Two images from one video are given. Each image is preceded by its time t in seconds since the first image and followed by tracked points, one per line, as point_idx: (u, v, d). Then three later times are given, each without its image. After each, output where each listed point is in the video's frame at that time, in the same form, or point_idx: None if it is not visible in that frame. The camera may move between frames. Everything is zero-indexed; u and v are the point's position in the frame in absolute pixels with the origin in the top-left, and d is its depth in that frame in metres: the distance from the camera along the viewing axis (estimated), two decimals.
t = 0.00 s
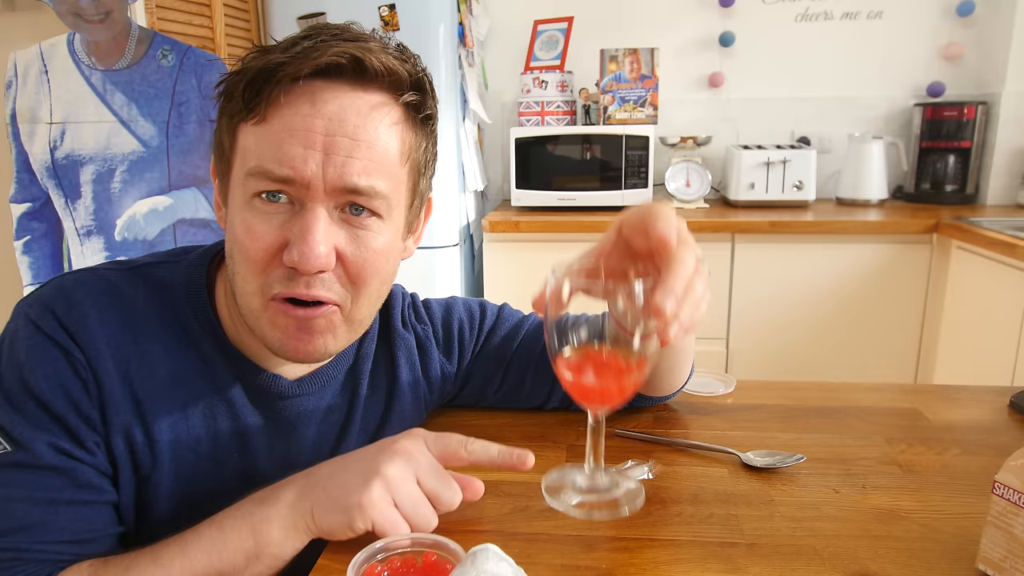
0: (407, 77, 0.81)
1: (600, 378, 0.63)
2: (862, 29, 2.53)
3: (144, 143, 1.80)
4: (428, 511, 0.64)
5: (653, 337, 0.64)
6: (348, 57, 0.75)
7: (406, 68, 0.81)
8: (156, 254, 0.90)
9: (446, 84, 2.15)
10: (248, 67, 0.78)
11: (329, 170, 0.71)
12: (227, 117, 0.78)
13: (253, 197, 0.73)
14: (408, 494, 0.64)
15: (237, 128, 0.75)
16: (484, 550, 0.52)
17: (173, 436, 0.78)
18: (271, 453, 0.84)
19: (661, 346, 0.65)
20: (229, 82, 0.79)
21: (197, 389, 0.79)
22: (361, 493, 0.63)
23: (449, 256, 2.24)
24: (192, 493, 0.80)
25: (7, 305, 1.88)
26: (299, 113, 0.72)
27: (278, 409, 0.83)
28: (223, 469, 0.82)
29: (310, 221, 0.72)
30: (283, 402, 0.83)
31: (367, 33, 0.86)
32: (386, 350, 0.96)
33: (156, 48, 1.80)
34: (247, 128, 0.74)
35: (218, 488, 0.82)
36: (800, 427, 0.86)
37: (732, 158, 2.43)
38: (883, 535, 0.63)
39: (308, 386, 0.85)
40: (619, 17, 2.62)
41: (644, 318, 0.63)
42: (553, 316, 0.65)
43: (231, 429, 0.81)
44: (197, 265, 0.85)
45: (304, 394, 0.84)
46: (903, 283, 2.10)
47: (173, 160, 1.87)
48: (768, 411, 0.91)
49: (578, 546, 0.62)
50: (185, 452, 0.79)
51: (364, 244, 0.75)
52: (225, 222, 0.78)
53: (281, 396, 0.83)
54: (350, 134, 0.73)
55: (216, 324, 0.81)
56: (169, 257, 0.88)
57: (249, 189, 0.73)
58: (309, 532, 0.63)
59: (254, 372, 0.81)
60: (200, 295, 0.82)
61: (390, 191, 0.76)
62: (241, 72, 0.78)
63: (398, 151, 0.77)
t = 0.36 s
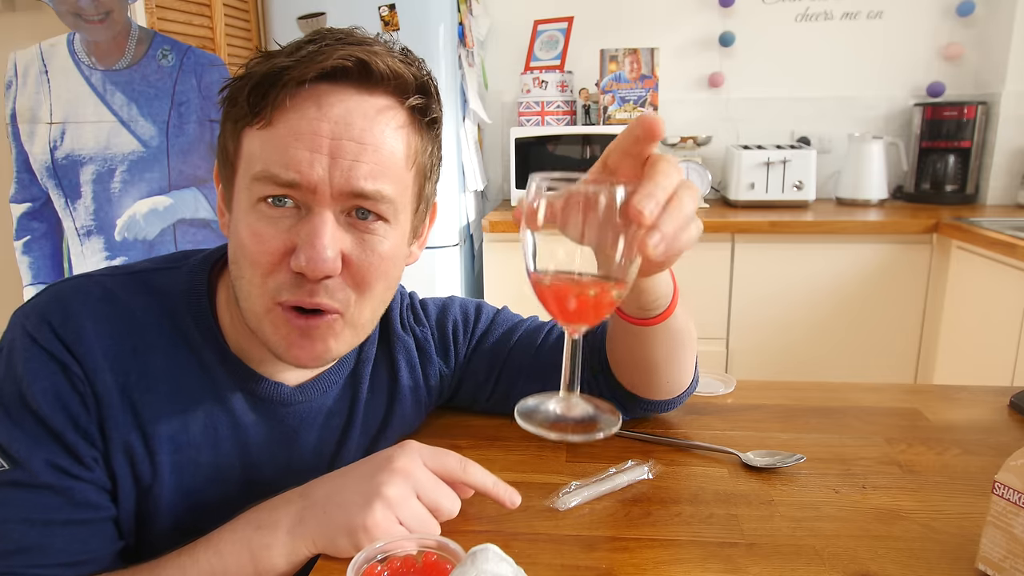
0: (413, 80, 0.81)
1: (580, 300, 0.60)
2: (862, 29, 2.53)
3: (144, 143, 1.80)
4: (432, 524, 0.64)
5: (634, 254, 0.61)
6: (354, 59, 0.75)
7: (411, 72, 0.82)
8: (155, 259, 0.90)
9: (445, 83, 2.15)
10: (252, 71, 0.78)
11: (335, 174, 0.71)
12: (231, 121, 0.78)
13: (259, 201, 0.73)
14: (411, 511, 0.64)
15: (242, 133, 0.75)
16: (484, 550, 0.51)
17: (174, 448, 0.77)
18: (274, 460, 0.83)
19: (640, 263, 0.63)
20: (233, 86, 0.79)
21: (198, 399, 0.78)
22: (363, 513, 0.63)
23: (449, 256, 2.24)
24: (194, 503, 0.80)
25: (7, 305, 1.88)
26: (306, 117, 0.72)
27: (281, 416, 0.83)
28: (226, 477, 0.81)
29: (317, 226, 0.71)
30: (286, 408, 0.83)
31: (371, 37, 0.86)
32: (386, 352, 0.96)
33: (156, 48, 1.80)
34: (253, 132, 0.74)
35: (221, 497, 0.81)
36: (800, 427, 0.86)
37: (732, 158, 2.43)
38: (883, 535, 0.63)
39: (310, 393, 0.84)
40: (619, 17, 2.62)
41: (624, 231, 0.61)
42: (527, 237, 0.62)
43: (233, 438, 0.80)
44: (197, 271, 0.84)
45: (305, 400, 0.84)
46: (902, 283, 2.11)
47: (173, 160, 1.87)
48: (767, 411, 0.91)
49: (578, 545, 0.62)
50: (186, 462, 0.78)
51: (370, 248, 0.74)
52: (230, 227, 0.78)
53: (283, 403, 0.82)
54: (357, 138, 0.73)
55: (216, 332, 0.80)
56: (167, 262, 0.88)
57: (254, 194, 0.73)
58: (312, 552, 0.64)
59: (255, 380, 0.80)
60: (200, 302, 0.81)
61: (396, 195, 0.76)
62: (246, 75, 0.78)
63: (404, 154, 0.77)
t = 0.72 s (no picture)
0: (423, 86, 0.80)
1: (606, 262, 0.67)
2: (862, 29, 2.53)
3: (144, 143, 1.80)
4: (433, 526, 0.64)
5: (654, 223, 0.69)
6: (367, 66, 0.75)
7: (421, 77, 0.81)
8: (154, 262, 0.89)
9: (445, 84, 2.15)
10: (260, 75, 0.77)
11: (348, 181, 0.71)
12: (239, 124, 0.77)
13: (269, 207, 0.72)
14: (412, 516, 0.64)
15: (251, 136, 0.74)
16: (484, 550, 0.51)
17: (175, 452, 0.77)
18: (276, 462, 0.83)
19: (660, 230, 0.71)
20: (241, 88, 0.78)
21: (199, 404, 0.78)
22: (364, 516, 0.63)
23: (449, 256, 2.24)
24: (195, 506, 0.80)
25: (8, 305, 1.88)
26: (318, 123, 0.72)
27: (282, 418, 0.83)
28: (227, 480, 0.81)
29: (329, 232, 0.72)
30: (287, 411, 0.83)
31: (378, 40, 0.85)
32: (387, 354, 0.96)
33: (156, 48, 1.80)
34: (263, 137, 0.73)
35: (222, 499, 0.81)
36: (800, 427, 0.86)
37: (732, 158, 2.43)
38: (883, 535, 0.63)
39: (310, 395, 0.85)
40: (619, 18, 2.63)
41: (642, 201, 0.68)
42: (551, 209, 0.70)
43: (235, 441, 0.80)
44: (197, 274, 0.84)
45: (306, 402, 0.84)
46: (902, 283, 2.11)
47: (173, 160, 1.87)
48: (767, 411, 0.91)
49: (579, 545, 0.62)
50: (187, 466, 0.78)
51: (381, 254, 0.75)
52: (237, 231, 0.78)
53: (284, 406, 0.82)
54: (369, 144, 0.72)
55: (215, 335, 0.80)
56: (166, 265, 0.88)
57: (265, 199, 0.73)
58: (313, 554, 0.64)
59: (256, 384, 0.80)
60: (200, 306, 0.81)
61: (407, 201, 0.77)
62: (254, 79, 0.77)
63: (415, 160, 0.77)
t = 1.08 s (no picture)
0: (426, 86, 0.81)
1: (606, 284, 0.68)
2: (862, 29, 2.53)
3: (144, 143, 1.80)
4: (432, 527, 0.64)
5: (656, 245, 0.69)
6: (374, 66, 0.74)
7: (422, 76, 0.81)
8: (150, 263, 0.89)
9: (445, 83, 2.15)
10: (262, 77, 0.76)
11: (357, 181, 0.71)
12: (241, 126, 0.76)
13: (278, 208, 0.72)
14: (412, 516, 0.64)
15: (256, 138, 0.74)
16: (484, 549, 0.51)
17: (173, 454, 0.77)
18: (274, 463, 0.83)
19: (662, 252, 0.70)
20: (242, 89, 0.78)
21: (197, 405, 0.78)
22: (364, 516, 0.63)
23: (449, 257, 2.24)
24: (194, 508, 0.80)
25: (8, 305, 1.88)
26: (325, 123, 0.71)
27: (280, 420, 0.83)
28: (226, 481, 0.81)
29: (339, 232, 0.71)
30: (285, 412, 0.83)
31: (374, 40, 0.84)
32: (387, 355, 0.96)
33: (156, 48, 1.80)
34: (268, 139, 0.73)
35: (220, 501, 0.81)
36: (800, 427, 0.86)
37: (732, 158, 2.43)
38: (883, 536, 0.63)
39: (309, 397, 0.85)
40: (619, 18, 2.63)
41: (645, 223, 0.68)
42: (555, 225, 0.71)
43: (233, 443, 0.80)
44: (195, 275, 0.84)
45: (305, 403, 0.84)
46: (903, 283, 2.10)
47: (173, 160, 1.86)
48: (767, 411, 0.91)
49: (579, 545, 0.62)
50: (186, 467, 0.78)
51: (390, 254, 0.75)
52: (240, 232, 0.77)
53: (283, 407, 0.82)
54: (376, 144, 0.72)
55: (213, 335, 0.80)
56: (163, 266, 0.88)
57: (273, 201, 0.72)
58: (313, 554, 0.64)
59: (254, 385, 0.80)
60: (199, 307, 0.81)
61: (413, 199, 0.77)
62: (256, 81, 0.76)
63: (418, 159, 0.78)
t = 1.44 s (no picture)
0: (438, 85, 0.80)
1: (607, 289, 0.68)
2: (862, 29, 2.53)
3: (144, 143, 1.80)
4: (433, 526, 0.64)
5: (658, 245, 0.69)
6: (407, 75, 0.72)
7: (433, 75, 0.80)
8: (149, 265, 0.89)
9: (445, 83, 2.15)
10: (284, 86, 0.72)
11: (404, 190, 0.70)
12: (265, 137, 0.72)
13: (322, 222, 0.70)
14: (413, 516, 0.64)
15: (290, 148, 0.70)
16: (484, 550, 0.51)
17: (175, 456, 0.77)
18: (275, 464, 0.83)
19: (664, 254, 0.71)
20: (259, 97, 0.73)
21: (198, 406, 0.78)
22: (364, 517, 0.63)
23: (449, 257, 2.24)
24: (194, 510, 0.80)
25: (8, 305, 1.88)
26: (369, 135, 0.69)
27: (282, 421, 0.83)
28: (227, 483, 0.81)
29: (390, 242, 0.70)
30: (285, 413, 0.83)
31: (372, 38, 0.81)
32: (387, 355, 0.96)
33: (156, 48, 1.80)
34: (305, 153, 0.69)
35: (221, 502, 0.81)
36: (800, 427, 0.86)
37: (732, 158, 2.43)
38: (883, 536, 0.63)
39: (310, 396, 0.85)
40: (619, 18, 2.63)
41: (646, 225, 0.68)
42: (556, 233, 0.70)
43: (235, 445, 0.80)
44: (194, 277, 0.84)
45: (305, 403, 0.84)
46: (902, 282, 2.11)
47: (173, 160, 1.86)
48: (767, 411, 0.91)
49: (579, 545, 0.62)
50: (187, 469, 0.78)
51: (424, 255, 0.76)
52: (267, 246, 0.74)
53: (284, 407, 0.82)
54: (416, 151, 0.71)
55: (213, 335, 0.80)
56: (161, 267, 0.88)
57: (316, 215, 0.70)
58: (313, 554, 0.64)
59: (255, 387, 0.80)
60: (198, 308, 0.81)
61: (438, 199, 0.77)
62: (279, 88, 0.71)
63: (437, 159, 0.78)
